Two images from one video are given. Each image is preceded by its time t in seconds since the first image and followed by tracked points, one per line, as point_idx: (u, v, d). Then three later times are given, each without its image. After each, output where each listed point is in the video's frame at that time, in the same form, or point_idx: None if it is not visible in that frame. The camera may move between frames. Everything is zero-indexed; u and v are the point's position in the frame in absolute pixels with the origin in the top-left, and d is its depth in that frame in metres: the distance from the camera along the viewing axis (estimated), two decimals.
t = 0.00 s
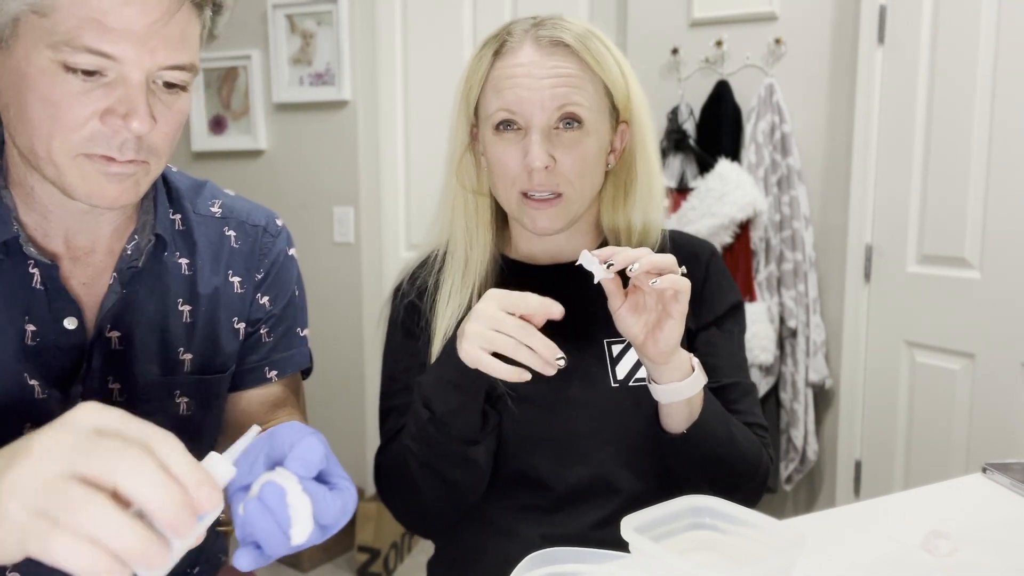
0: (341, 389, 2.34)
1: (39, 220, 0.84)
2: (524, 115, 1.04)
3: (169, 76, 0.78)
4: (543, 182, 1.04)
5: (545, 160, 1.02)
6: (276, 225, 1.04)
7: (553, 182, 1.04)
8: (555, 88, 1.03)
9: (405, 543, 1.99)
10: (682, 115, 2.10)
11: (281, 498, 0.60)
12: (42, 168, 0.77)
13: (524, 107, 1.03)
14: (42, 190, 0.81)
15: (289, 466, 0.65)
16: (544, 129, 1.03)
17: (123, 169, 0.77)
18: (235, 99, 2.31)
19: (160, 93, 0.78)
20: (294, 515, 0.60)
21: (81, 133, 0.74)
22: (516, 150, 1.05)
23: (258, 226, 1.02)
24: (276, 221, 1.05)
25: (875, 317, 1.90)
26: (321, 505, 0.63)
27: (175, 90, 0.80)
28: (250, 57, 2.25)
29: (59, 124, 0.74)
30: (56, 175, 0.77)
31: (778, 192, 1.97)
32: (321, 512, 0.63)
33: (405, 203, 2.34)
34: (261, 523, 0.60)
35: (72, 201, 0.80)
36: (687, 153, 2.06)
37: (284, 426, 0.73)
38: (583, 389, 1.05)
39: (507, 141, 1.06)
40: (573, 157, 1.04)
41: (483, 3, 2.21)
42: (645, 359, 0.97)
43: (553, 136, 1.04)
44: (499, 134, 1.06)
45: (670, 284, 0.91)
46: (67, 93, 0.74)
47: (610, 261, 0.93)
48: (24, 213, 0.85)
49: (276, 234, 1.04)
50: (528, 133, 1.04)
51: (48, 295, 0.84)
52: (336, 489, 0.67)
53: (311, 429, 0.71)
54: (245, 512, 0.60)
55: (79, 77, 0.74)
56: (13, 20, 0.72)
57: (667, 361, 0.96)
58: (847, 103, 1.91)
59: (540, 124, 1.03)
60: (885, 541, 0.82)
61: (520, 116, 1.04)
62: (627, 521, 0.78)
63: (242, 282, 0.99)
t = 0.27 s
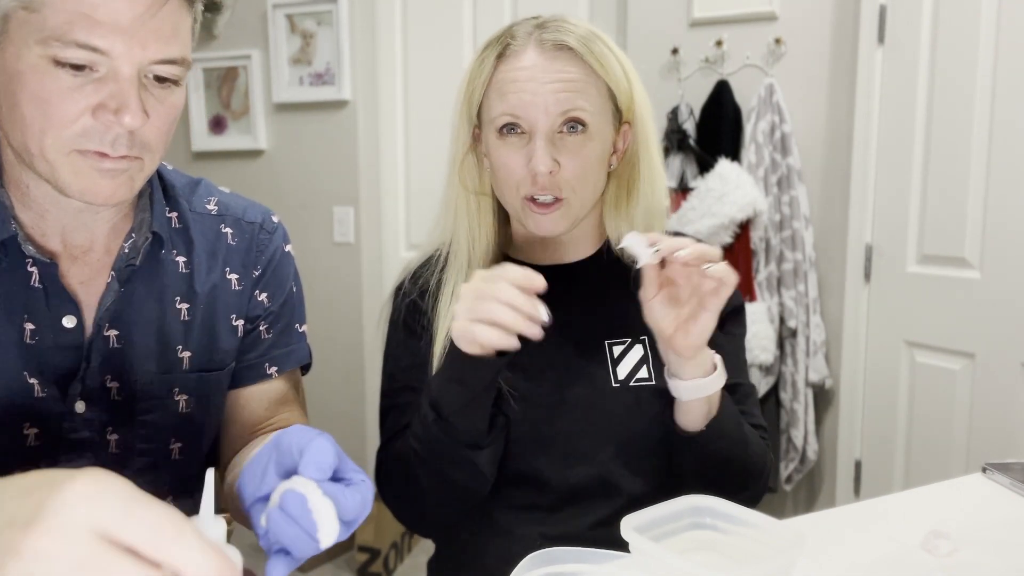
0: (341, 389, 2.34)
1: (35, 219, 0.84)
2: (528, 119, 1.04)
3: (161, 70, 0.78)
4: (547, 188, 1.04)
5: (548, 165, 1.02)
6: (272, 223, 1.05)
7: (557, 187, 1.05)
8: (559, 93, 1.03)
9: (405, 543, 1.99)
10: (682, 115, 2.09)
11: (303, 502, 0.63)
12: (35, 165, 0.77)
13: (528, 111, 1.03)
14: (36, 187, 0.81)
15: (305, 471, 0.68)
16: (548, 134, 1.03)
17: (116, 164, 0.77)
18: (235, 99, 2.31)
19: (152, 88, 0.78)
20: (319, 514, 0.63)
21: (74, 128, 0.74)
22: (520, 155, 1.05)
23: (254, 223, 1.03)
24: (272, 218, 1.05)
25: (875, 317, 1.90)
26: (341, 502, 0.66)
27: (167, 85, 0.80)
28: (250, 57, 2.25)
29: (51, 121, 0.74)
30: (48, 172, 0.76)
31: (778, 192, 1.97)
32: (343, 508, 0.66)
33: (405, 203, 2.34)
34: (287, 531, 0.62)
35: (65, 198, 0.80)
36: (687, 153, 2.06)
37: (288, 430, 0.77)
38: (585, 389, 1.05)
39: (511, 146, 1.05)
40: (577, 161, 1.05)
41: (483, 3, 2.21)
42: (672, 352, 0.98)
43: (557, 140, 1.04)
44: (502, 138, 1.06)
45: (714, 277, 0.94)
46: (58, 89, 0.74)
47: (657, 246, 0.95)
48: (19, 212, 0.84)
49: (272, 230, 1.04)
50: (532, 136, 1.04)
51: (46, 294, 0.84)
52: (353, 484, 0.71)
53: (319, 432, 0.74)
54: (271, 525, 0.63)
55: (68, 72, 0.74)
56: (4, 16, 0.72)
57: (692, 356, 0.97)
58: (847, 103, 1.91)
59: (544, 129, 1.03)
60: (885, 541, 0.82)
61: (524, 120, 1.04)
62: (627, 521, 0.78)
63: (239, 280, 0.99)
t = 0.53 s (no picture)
0: (341, 388, 2.34)
1: (37, 219, 0.85)
2: (534, 108, 1.03)
3: (163, 69, 0.78)
4: (556, 175, 1.03)
5: (558, 150, 1.01)
6: (271, 222, 1.05)
7: (566, 174, 1.04)
8: (563, 80, 1.03)
9: (405, 543, 1.99)
10: (682, 115, 2.09)
11: (310, 512, 0.65)
12: (37, 164, 0.77)
13: (534, 100, 1.03)
14: (38, 188, 0.82)
15: (310, 480, 0.69)
16: (554, 121, 1.03)
17: (119, 163, 0.77)
18: (235, 99, 2.31)
19: (154, 86, 0.78)
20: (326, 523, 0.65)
21: (76, 127, 0.74)
22: (527, 145, 1.04)
23: (253, 223, 1.03)
24: (271, 218, 1.05)
25: (876, 317, 1.90)
26: (349, 508, 0.68)
27: (169, 83, 0.80)
28: (250, 57, 2.25)
29: (53, 119, 0.74)
30: (51, 170, 0.76)
31: (778, 192, 1.97)
32: (351, 513, 0.68)
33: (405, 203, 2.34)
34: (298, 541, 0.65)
35: (67, 197, 0.80)
36: (687, 153, 2.06)
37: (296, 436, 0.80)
38: (586, 389, 1.05)
39: (517, 136, 1.05)
40: (584, 150, 1.04)
41: (483, 3, 2.21)
42: (677, 342, 0.98)
43: (563, 129, 1.04)
44: (508, 130, 1.06)
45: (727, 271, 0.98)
46: (61, 87, 0.74)
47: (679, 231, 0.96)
48: (22, 212, 0.85)
49: (272, 231, 1.04)
50: (538, 126, 1.04)
51: (48, 293, 0.85)
52: (359, 488, 0.71)
53: (322, 439, 0.75)
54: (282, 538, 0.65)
55: (72, 70, 0.74)
56: (6, 15, 0.72)
57: (698, 348, 0.98)
58: (847, 103, 1.91)
59: (550, 116, 1.03)
60: (885, 541, 0.82)
61: (529, 110, 1.04)
62: (627, 521, 0.78)
63: (239, 280, 0.99)
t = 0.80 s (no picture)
0: (340, 388, 2.34)
1: (41, 219, 0.85)
2: (542, 116, 1.03)
3: (167, 67, 0.78)
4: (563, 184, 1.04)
5: (565, 160, 1.02)
6: (272, 223, 1.05)
7: (572, 182, 1.04)
8: (572, 88, 1.03)
9: (405, 543, 1.99)
10: (682, 115, 2.08)
11: (312, 519, 0.66)
12: (43, 167, 0.77)
13: (543, 107, 1.03)
14: (42, 189, 0.82)
15: (314, 485, 0.68)
16: (562, 129, 1.03)
17: (123, 162, 0.77)
18: (235, 99, 2.31)
19: (158, 85, 0.79)
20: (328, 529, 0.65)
21: (81, 126, 0.75)
22: (534, 153, 1.04)
23: (255, 223, 1.03)
24: (272, 219, 1.05)
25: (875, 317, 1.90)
26: (354, 513, 0.68)
27: (172, 82, 0.80)
28: (250, 57, 2.25)
29: (58, 119, 0.74)
30: (57, 173, 0.76)
31: (778, 192, 1.97)
32: (354, 517, 0.68)
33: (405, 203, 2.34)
34: (304, 547, 0.66)
35: (71, 197, 0.80)
36: (687, 153, 2.05)
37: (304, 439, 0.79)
38: (584, 388, 1.05)
39: (524, 143, 1.05)
40: (592, 159, 1.05)
41: (483, 3, 2.21)
42: (668, 353, 0.97)
43: (571, 137, 1.04)
44: (515, 135, 1.05)
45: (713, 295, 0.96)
46: (65, 86, 0.74)
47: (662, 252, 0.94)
48: (25, 212, 0.86)
49: (273, 231, 1.04)
50: (546, 134, 1.04)
51: (51, 293, 0.85)
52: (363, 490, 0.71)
53: (324, 442, 0.74)
54: (287, 543, 0.66)
55: (76, 70, 0.74)
56: (10, 15, 0.72)
57: (691, 358, 0.97)
58: (846, 103, 1.91)
59: (558, 124, 1.03)
60: (885, 541, 0.82)
61: (538, 117, 1.03)
62: (627, 520, 0.78)
63: (242, 280, 0.99)
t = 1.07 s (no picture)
0: (340, 387, 2.34)
1: (41, 223, 0.85)
2: (551, 121, 1.03)
3: (168, 70, 0.78)
4: (569, 189, 1.04)
5: (573, 166, 1.02)
6: (276, 228, 1.04)
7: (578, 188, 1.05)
8: (581, 93, 1.03)
9: (405, 543, 1.99)
10: (682, 115, 2.08)
11: (302, 522, 0.62)
12: (43, 167, 0.77)
13: (551, 112, 1.03)
14: (44, 191, 0.81)
15: (304, 488, 0.64)
16: (570, 134, 1.03)
17: (124, 164, 0.77)
18: (235, 99, 2.31)
19: (159, 87, 0.78)
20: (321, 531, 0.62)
21: (81, 128, 0.74)
22: (541, 157, 1.04)
23: (259, 229, 1.02)
24: (276, 223, 1.05)
25: (875, 317, 1.90)
26: (344, 519, 0.65)
27: (174, 84, 0.80)
28: (250, 57, 2.25)
29: (58, 121, 0.74)
30: (56, 173, 0.76)
31: (778, 192, 1.97)
32: (343, 523, 0.64)
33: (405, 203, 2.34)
34: (295, 551, 0.62)
35: (72, 200, 0.79)
36: (687, 153, 2.05)
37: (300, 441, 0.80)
38: (582, 387, 1.05)
39: (531, 147, 1.05)
40: (598, 164, 1.05)
41: (483, 3, 2.22)
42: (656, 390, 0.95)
43: (578, 142, 1.04)
44: (522, 139, 1.05)
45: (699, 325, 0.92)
46: (65, 87, 0.74)
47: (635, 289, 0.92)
48: (26, 215, 0.85)
49: (277, 236, 1.04)
50: (554, 139, 1.03)
51: (50, 299, 0.84)
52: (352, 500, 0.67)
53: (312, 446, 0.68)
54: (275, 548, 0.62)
55: (76, 71, 0.74)
56: (11, 14, 0.72)
57: (679, 393, 0.94)
58: (846, 103, 1.91)
59: (566, 130, 1.03)
60: (884, 541, 0.82)
61: (545, 121, 1.03)
62: (627, 521, 0.78)
63: (243, 286, 0.99)
